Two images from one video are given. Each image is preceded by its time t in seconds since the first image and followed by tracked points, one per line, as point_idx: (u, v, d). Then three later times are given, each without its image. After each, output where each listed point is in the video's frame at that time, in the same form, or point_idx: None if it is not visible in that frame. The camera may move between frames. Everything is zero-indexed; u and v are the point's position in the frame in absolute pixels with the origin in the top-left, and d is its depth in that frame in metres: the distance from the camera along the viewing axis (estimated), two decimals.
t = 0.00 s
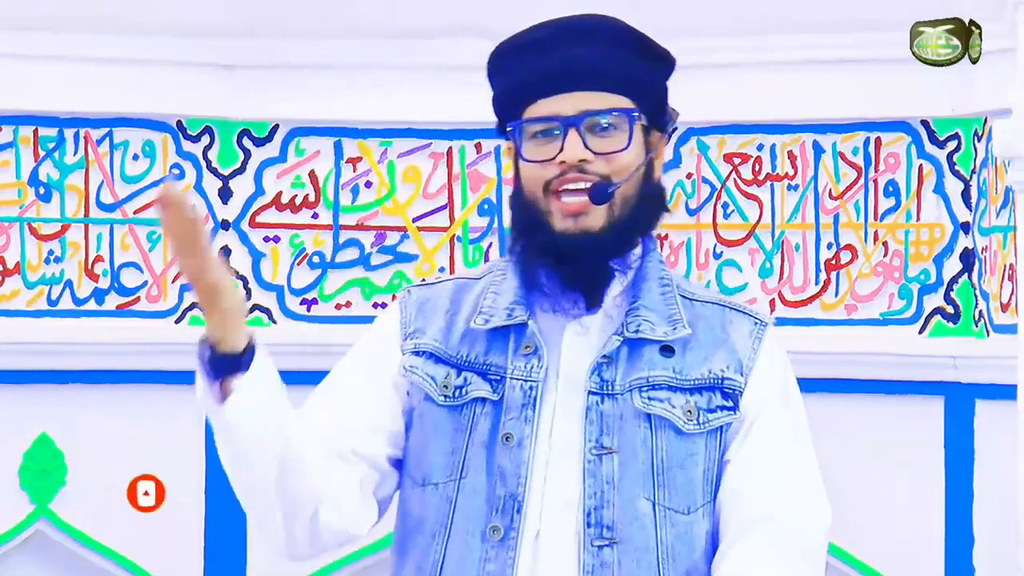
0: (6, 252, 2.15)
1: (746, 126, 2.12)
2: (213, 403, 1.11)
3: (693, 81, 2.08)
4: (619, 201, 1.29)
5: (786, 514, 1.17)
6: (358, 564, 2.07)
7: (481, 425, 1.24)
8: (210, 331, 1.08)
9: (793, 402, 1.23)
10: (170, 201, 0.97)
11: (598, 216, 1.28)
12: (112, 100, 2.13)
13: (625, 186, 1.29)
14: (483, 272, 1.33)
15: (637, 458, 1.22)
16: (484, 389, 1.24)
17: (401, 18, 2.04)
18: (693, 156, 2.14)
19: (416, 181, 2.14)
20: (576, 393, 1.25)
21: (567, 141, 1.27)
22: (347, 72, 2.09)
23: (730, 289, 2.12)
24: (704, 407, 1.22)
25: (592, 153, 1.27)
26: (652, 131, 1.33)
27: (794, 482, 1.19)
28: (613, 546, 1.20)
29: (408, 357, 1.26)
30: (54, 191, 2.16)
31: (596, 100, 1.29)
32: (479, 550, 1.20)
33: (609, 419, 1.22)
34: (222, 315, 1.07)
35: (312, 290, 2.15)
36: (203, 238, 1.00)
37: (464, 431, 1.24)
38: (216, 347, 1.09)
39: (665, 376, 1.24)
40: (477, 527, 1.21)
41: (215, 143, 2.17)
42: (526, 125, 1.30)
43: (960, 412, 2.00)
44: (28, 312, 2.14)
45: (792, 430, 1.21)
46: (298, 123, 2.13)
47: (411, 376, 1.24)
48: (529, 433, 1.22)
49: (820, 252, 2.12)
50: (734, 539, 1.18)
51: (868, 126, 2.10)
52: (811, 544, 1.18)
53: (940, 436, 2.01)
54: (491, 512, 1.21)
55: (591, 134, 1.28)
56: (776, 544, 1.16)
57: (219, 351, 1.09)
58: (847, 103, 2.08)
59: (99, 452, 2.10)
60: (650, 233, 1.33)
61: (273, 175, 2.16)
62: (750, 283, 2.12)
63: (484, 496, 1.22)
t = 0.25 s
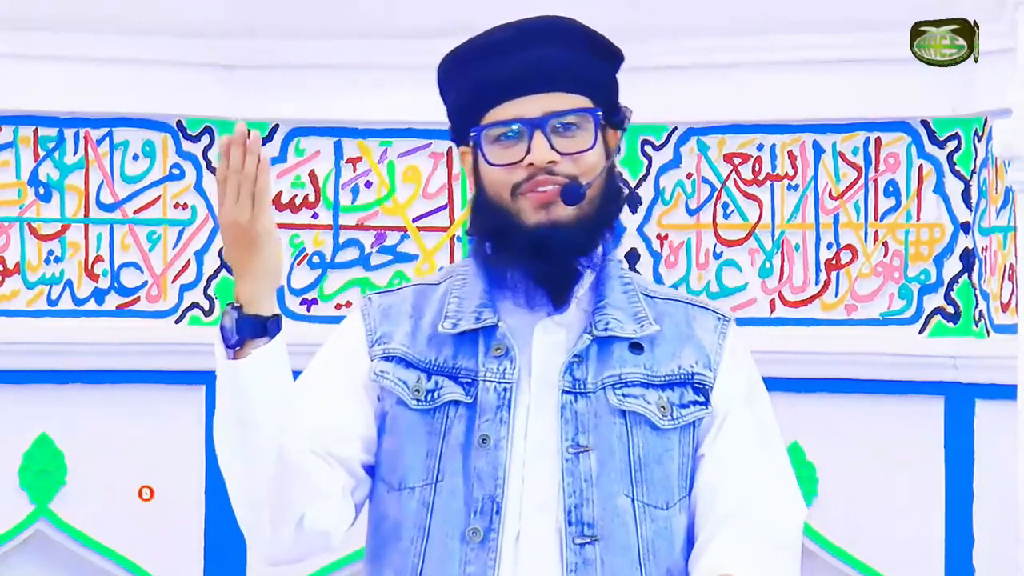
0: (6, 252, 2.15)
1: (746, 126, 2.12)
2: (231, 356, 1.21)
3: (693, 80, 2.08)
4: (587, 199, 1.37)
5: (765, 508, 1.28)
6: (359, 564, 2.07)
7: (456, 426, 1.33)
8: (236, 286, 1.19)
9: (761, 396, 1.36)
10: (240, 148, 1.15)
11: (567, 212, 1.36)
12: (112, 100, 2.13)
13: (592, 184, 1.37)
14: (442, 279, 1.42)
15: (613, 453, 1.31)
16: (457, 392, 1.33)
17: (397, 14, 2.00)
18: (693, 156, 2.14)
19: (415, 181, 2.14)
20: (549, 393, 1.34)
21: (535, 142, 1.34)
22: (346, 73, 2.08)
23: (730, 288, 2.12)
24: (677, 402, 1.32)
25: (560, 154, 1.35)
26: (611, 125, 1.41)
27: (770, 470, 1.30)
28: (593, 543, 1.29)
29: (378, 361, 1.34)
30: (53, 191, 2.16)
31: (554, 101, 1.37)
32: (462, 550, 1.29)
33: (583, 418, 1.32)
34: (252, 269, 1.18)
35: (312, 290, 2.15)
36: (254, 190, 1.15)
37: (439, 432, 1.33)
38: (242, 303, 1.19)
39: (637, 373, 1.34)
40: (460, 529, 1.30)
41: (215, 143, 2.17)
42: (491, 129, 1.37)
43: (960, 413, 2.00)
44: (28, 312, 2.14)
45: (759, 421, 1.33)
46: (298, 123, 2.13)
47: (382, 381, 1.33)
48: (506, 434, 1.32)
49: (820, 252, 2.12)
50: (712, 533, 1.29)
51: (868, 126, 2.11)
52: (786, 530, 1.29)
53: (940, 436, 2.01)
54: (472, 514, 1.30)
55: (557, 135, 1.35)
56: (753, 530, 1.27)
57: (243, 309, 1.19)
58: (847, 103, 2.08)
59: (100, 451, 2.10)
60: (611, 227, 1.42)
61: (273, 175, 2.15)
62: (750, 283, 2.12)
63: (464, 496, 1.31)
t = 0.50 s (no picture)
0: (6, 252, 2.15)
1: (746, 126, 2.12)
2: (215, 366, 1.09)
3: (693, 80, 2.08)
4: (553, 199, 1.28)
5: (736, 509, 1.21)
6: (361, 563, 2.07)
7: (429, 430, 1.23)
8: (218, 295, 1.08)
9: (729, 390, 1.28)
10: (225, 154, 1.06)
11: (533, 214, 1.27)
12: (112, 100, 2.13)
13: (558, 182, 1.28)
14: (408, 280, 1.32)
15: (591, 451, 1.23)
16: (430, 395, 1.23)
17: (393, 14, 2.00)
18: (694, 156, 2.14)
19: (415, 181, 2.14)
20: (523, 392, 1.25)
21: (499, 142, 1.25)
22: (346, 73, 2.08)
23: (730, 288, 2.11)
24: (650, 398, 1.24)
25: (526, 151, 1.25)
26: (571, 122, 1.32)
27: (740, 472, 1.23)
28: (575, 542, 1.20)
29: (351, 367, 1.24)
30: (54, 191, 2.17)
31: (512, 98, 1.28)
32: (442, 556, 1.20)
33: (558, 417, 1.23)
34: (238, 276, 1.07)
35: (312, 290, 2.14)
36: (239, 196, 1.05)
37: (411, 437, 1.23)
38: (224, 313, 1.08)
39: (610, 369, 1.25)
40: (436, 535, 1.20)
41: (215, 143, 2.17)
42: (453, 131, 1.28)
43: (960, 413, 2.00)
44: (28, 312, 2.14)
45: (731, 419, 1.25)
46: (299, 123, 2.13)
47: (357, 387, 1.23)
48: (481, 435, 1.22)
49: (819, 252, 2.12)
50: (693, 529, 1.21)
51: (868, 126, 2.10)
52: (762, 531, 1.22)
53: (940, 436, 2.01)
54: (449, 517, 1.20)
55: (523, 132, 1.26)
56: (727, 534, 1.20)
57: (228, 319, 1.08)
58: (847, 104, 2.08)
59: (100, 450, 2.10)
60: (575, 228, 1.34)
61: (273, 176, 2.15)
62: (750, 283, 2.12)
63: (439, 500, 1.21)
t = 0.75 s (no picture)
0: (6, 252, 2.15)
1: (746, 126, 2.12)
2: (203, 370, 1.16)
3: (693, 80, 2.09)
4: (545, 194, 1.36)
5: (709, 504, 1.30)
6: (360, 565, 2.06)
7: (409, 431, 1.31)
8: (204, 301, 1.14)
9: (697, 385, 1.37)
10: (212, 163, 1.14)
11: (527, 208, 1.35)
12: (112, 100, 2.13)
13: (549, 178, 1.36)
14: (373, 282, 1.40)
15: (567, 448, 1.32)
16: (408, 397, 1.32)
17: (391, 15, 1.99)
18: (694, 156, 2.14)
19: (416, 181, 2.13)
20: (499, 391, 1.34)
21: (497, 141, 1.33)
22: (347, 73, 2.08)
23: (730, 288, 2.11)
24: (625, 393, 1.34)
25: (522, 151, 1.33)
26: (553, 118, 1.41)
27: (709, 464, 1.32)
28: (555, 538, 1.30)
29: (325, 371, 1.31)
30: (54, 191, 2.17)
31: (503, 99, 1.37)
32: (427, 555, 1.28)
33: (535, 415, 1.32)
34: (224, 283, 1.14)
35: (312, 290, 2.15)
36: (225, 203, 1.13)
37: (392, 438, 1.31)
38: (210, 321, 1.15)
39: (583, 366, 1.35)
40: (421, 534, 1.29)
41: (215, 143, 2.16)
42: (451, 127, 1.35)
43: (960, 413, 2.00)
44: (28, 312, 2.14)
45: (698, 413, 1.35)
46: (298, 123, 2.13)
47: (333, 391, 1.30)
48: (460, 436, 1.31)
49: (819, 252, 2.12)
50: (668, 522, 1.31)
51: (869, 126, 2.10)
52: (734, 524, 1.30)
53: (940, 436, 2.01)
54: (433, 518, 1.29)
55: (518, 131, 1.34)
56: (700, 526, 1.29)
57: (215, 325, 1.15)
58: (848, 104, 2.08)
59: (100, 451, 2.10)
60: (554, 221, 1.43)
61: (273, 176, 2.15)
62: (750, 283, 2.12)
63: (422, 500, 1.30)
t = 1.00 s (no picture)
0: (6, 252, 2.15)
1: (746, 126, 2.12)
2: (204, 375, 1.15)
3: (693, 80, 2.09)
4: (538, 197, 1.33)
5: (688, 503, 1.29)
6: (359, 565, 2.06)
7: (397, 434, 1.28)
8: (206, 307, 1.15)
9: (670, 382, 1.37)
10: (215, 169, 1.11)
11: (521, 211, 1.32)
12: (112, 100, 2.13)
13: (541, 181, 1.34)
14: (350, 283, 1.35)
15: (553, 446, 1.30)
16: (394, 398, 1.28)
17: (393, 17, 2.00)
18: (694, 156, 2.14)
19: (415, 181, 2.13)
20: (484, 393, 1.31)
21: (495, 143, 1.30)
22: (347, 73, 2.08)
23: (730, 288, 2.12)
24: (607, 391, 1.33)
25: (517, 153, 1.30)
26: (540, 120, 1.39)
27: (687, 463, 1.31)
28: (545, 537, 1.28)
29: (311, 373, 1.27)
30: (54, 191, 2.17)
31: (500, 100, 1.34)
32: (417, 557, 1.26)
33: (520, 414, 1.30)
34: (227, 290, 1.15)
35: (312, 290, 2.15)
36: (232, 210, 1.12)
37: (380, 442, 1.27)
38: (211, 327, 1.15)
39: (566, 365, 1.33)
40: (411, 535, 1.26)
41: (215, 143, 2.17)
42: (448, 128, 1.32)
43: (960, 413, 2.00)
44: (28, 312, 2.14)
45: (673, 410, 1.34)
46: (298, 123, 2.13)
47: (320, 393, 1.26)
48: (449, 437, 1.28)
49: (820, 252, 2.12)
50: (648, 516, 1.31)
51: (869, 126, 2.10)
52: (715, 522, 1.30)
53: (940, 436, 2.01)
54: (423, 519, 1.26)
55: (515, 132, 1.31)
56: (680, 523, 1.28)
57: (217, 331, 1.14)
58: (847, 104, 2.08)
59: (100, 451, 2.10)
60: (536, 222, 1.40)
61: (273, 176, 2.15)
62: (750, 283, 2.12)
63: (412, 502, 1.27)
